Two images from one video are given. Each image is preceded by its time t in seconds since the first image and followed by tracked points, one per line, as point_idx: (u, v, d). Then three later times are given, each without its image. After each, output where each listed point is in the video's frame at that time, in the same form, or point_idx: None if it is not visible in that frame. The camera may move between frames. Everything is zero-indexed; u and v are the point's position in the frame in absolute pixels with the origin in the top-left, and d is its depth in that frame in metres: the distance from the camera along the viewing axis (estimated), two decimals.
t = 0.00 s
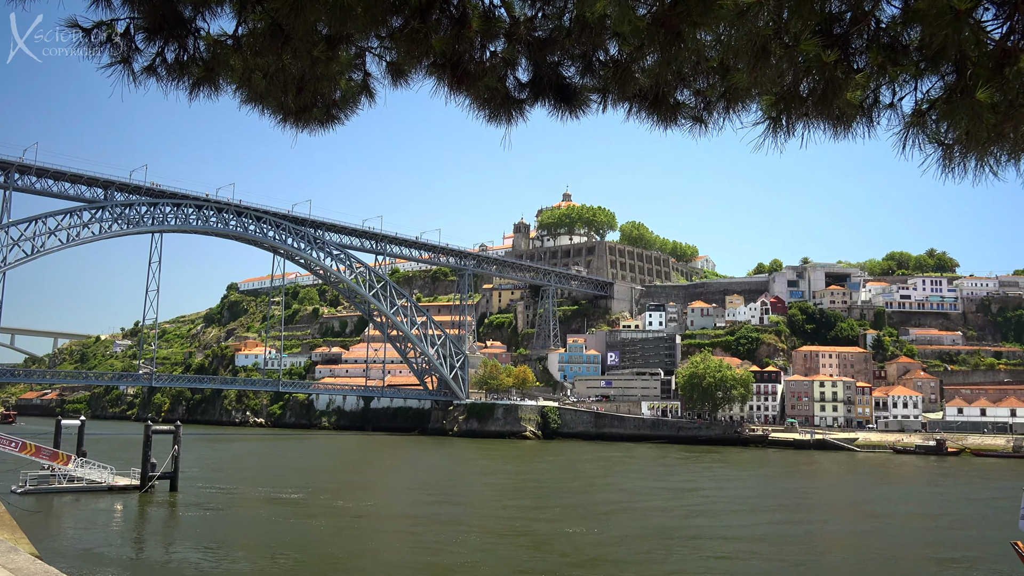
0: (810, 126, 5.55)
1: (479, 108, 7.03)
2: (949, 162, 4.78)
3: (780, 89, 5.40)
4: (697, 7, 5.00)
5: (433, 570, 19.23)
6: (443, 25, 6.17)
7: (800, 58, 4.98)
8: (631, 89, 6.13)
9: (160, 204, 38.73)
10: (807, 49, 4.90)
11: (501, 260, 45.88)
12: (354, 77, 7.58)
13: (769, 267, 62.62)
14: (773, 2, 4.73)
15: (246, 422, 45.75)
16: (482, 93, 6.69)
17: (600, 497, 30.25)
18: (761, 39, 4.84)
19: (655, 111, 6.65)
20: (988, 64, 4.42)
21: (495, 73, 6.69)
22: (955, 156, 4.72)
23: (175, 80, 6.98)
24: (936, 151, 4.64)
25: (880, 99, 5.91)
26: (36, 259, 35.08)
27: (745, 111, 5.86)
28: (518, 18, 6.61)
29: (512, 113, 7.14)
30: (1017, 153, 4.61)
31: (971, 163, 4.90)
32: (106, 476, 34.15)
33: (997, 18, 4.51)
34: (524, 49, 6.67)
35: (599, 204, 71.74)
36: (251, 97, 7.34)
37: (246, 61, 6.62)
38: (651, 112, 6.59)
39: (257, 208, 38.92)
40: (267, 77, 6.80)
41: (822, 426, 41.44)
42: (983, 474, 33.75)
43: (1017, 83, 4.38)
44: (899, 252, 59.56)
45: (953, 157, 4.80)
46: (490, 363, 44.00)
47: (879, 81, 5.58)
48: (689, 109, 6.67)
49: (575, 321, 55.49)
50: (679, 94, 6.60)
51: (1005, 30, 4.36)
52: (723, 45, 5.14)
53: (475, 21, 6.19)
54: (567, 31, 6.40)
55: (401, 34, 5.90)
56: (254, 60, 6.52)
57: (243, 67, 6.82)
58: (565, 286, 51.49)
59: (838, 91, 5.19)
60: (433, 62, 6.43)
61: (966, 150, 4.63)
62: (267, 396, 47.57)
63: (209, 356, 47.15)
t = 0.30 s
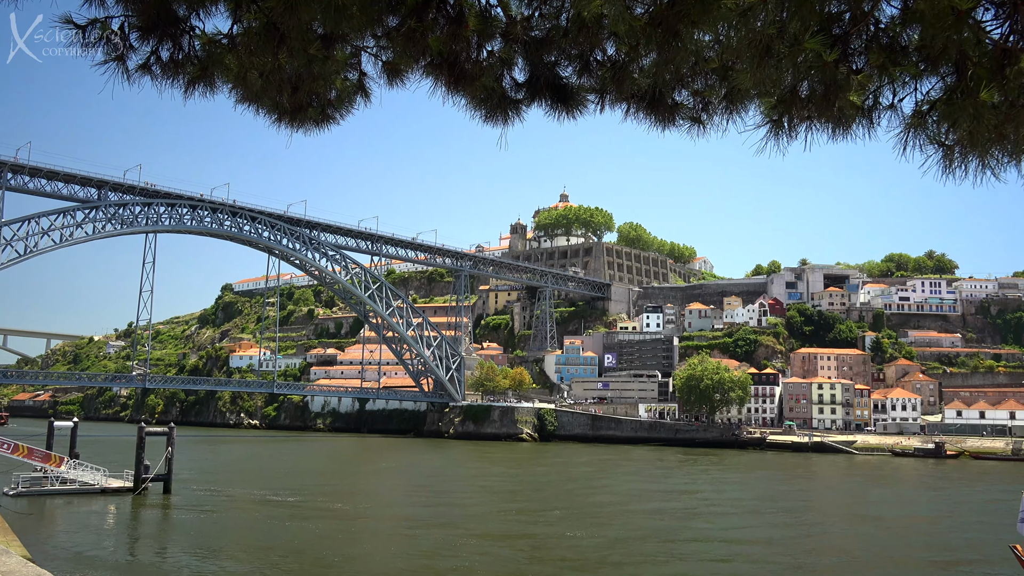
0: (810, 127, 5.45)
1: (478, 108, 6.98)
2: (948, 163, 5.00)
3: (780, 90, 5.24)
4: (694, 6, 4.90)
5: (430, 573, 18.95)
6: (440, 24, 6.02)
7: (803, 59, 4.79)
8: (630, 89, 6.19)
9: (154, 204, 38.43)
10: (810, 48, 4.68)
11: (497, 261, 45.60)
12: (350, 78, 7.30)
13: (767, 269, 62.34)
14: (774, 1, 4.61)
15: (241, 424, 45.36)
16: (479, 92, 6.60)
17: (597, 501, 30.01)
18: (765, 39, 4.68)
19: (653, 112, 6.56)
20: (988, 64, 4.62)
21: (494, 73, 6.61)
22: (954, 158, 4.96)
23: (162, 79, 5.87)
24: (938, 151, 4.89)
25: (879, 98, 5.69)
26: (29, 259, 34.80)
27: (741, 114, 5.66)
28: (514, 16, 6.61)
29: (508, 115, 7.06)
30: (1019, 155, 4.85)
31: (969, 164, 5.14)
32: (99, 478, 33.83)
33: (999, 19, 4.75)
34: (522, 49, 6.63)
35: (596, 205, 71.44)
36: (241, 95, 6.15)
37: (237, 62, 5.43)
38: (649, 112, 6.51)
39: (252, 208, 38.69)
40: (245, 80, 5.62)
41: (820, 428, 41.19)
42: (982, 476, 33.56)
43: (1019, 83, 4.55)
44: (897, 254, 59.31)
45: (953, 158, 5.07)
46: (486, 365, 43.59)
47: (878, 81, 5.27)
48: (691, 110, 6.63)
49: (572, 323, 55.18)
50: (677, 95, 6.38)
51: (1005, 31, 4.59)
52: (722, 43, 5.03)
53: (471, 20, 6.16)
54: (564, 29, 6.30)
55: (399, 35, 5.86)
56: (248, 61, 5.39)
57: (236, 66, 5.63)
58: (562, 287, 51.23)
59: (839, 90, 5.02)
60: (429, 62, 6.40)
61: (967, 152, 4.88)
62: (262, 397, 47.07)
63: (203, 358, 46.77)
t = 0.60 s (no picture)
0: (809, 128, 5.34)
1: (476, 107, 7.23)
2: (949, 166, 4.95)
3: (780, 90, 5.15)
4: (691, 7, 4.77)
5: None
6: (437, 23, 6.11)
7: (798, 60, 4.76)
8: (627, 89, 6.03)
9: (147, 204, 37.95)
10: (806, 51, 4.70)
11: (494, 263, 45.15)
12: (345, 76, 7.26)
13: (766, 270, 61.86)
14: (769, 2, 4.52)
15: (233, 427, 44.83)
16: (474, 94, 6.76)
17: (597, 506, 29.52)
18: (757, 41, 4.65)
19: (652, 113, 6.48)
20: (988, 66, 4.53)
21: (488, 74, 6.71)
22: (956, 159, 4.89)
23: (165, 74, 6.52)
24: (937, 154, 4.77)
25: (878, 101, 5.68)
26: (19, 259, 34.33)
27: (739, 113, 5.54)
28: (513, 17, 6.60)
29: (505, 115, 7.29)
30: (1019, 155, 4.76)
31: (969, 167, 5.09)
32: (90, 482, 33.31)
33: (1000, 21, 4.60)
34: (518, 49, 6.74)
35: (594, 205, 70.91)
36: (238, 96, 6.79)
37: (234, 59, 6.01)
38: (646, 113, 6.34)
39: (246, 208, 38.24)
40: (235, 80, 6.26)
41: (820, 432, 40.75)
42: (985, 481, 33.15)
43: (1020, 85, 4.46)
44: (898, 256, 58.83)
45: (954, 160, 4.97)
46: (483, 368, 42.96)
47: (878, 82, 5.27)
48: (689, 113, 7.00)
49: (569, 325, 54.69)
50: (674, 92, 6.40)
51: (1006, 31, 4.42)
52: (720, 45, 4.91)
53: (466, 19, 6.15)
54: (562, 30, 6.60)
55: (393, 32, 5.95)
56: (245, 60, 6.07)
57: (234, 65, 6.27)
58: (559, 289, 50.81)
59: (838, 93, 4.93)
60: (428, 64, 6.36)
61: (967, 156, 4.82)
62: (255, 400, 46.54)
63: (195, 360, 46.26)
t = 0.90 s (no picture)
0: (810, 129, 5.00)
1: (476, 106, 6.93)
2: (946, 169, 4.66)
3: (778, 90, 4.89)
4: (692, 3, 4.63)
5: None
6: (431, 21, 5.89)
7: (795, 61, 4.68)
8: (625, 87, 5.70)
9: (137, 204, 37.26)
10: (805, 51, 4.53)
11: (491, 264, 44.62)
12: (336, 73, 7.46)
13: (767, 273, 61.30)
14: None
15: (225, 431, 44.07)
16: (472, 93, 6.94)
17: (596, 512, 28.85)
18: (753, 41, 4.47)
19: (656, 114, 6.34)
20: (991, 67, 4.24)
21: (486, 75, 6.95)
22: (952, 161, 4.61)
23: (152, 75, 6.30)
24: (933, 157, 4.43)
25: (878, 100, 5.43)
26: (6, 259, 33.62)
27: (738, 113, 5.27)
28: (509, 14, 6.70)
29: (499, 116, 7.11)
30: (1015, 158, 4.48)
31: (968, 172, 4.78)
32: (78, 487, 32.53)
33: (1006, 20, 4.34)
34: (518, 47, 6.85)
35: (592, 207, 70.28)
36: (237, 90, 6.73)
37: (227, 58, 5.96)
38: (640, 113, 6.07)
39: (239, 208, 37.60)
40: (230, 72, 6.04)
41: (821, 438, 39.98)
42: (990, 487, 32.51)
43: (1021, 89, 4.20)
44: (900, 259, 58.28)
45: (953, 162, 4.66)
46: (479, 371, 42.08)
47: (879, 82, 5.08)
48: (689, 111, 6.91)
49: (567, 328, 54.05)
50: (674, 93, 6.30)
51: (1011, 32, 4.16)
52: (717, 44, 4.76)
53: (463, 18, 5.90)
54: (562, 28, 6.43)
55: (389, 32, 5.86)
56: (239, 57, 6.01)
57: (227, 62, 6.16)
58: (557, 292, 50.21)
59: (838, 94, 4.75)
60: (423, 60, 6.52)
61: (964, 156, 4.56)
62: (247, 404, 45.80)
63: (186, 363, 45.53)
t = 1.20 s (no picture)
0: (810, 129, 5.43)
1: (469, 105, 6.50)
2: (952, 167, 5.01)
3: (781, 90, 5.31)
4: (690, 5, 4.87)
5: None
6: (427, 18, 5.89)
7: (799, 61, 5.00)
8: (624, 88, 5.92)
9: (126, 204, 36.36)
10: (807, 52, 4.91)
11: (487, 267, 43.80)
12: (334, 73, 6.95)
13: (768, 276, 60.63)
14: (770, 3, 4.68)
15: (214, 436, 43.11)
16: (466, 91, 6.26)
17: (596, 519, 28.07)
18: (759, 42, 4.79)
19: (649, 113, 6.30)
20: (996, 66, 4.50)
21: (483, 70, 6.30)
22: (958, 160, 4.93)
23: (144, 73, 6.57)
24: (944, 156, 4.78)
25: (882, 101, 5.78)
26: None
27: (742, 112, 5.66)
28: (506, 11, 6.28)
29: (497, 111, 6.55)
30: None
31: (974, 170, 5.11)
32: (64, 494, 31.60)
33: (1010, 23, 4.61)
34: (512, 44, 6.31)
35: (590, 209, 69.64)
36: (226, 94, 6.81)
37: (218, 56, 6.14)
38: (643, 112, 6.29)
39: (229, 208, 36.75)
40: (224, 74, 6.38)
41: (824, 444, 39.23)
42: (997, 494, 31.80)
43: None
44: (904, 262, 57.56)
45: (957, 162, 5.01)
46: (475, 376, 41.11)
47: (880, 83, 5.39)
48: (687, 112, 6.29)
49: (564, 331, 53.25)
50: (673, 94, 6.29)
51: (1014, 35, 4.42)
52: (719, 42, 5.03)
53: (459, 15, 5.89)
54: (557, 25, 6.01)
55: (384, 28, 5.83)
56: (229, 56, 6.11)
57: (214, 60, 6.29)
58: (554, 294, 49.46)
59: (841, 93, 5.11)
60: (415, 58, 6.22)
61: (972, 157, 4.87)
62: (238, 408, 44.89)
63: (175, 366, 44.64)
